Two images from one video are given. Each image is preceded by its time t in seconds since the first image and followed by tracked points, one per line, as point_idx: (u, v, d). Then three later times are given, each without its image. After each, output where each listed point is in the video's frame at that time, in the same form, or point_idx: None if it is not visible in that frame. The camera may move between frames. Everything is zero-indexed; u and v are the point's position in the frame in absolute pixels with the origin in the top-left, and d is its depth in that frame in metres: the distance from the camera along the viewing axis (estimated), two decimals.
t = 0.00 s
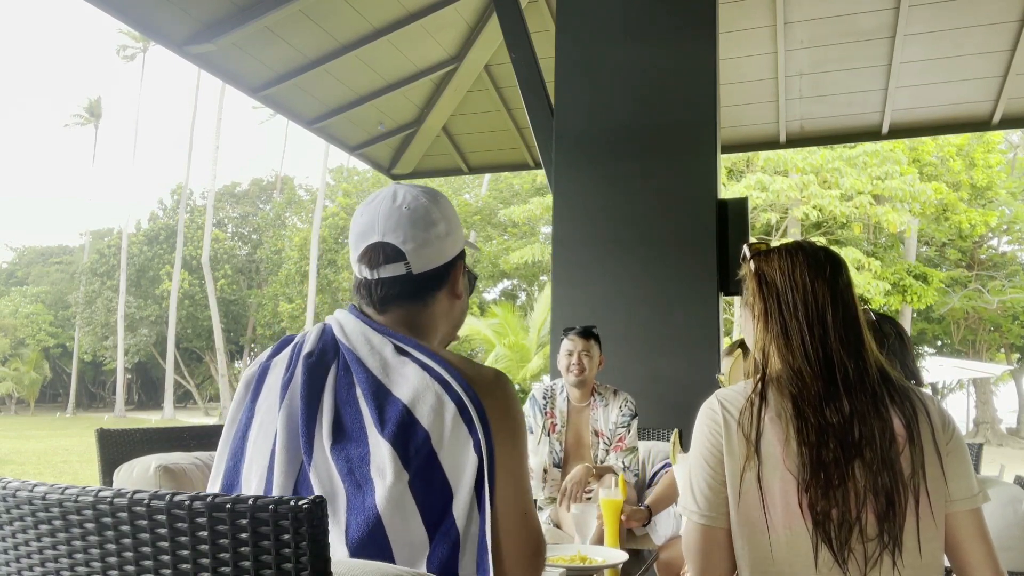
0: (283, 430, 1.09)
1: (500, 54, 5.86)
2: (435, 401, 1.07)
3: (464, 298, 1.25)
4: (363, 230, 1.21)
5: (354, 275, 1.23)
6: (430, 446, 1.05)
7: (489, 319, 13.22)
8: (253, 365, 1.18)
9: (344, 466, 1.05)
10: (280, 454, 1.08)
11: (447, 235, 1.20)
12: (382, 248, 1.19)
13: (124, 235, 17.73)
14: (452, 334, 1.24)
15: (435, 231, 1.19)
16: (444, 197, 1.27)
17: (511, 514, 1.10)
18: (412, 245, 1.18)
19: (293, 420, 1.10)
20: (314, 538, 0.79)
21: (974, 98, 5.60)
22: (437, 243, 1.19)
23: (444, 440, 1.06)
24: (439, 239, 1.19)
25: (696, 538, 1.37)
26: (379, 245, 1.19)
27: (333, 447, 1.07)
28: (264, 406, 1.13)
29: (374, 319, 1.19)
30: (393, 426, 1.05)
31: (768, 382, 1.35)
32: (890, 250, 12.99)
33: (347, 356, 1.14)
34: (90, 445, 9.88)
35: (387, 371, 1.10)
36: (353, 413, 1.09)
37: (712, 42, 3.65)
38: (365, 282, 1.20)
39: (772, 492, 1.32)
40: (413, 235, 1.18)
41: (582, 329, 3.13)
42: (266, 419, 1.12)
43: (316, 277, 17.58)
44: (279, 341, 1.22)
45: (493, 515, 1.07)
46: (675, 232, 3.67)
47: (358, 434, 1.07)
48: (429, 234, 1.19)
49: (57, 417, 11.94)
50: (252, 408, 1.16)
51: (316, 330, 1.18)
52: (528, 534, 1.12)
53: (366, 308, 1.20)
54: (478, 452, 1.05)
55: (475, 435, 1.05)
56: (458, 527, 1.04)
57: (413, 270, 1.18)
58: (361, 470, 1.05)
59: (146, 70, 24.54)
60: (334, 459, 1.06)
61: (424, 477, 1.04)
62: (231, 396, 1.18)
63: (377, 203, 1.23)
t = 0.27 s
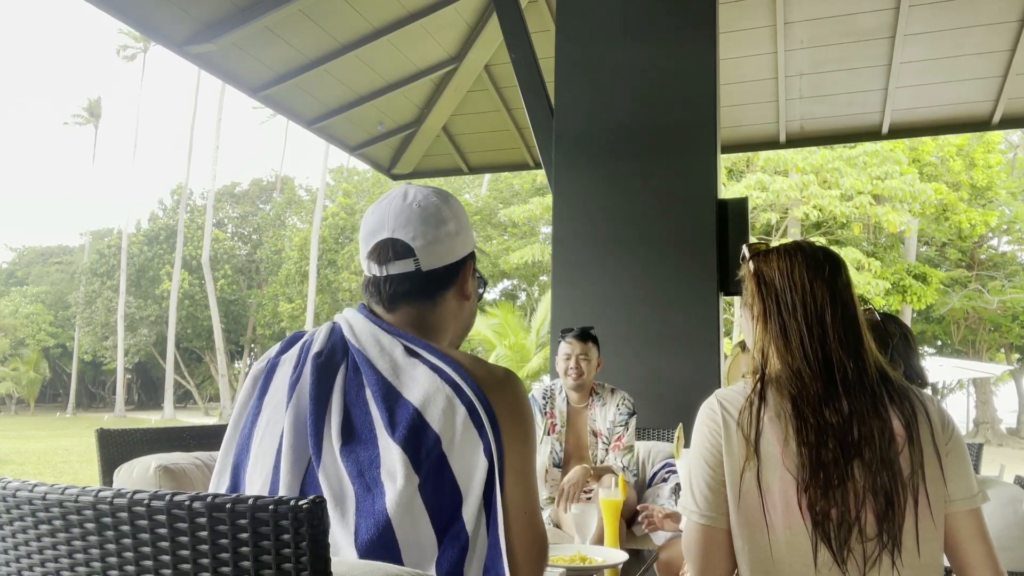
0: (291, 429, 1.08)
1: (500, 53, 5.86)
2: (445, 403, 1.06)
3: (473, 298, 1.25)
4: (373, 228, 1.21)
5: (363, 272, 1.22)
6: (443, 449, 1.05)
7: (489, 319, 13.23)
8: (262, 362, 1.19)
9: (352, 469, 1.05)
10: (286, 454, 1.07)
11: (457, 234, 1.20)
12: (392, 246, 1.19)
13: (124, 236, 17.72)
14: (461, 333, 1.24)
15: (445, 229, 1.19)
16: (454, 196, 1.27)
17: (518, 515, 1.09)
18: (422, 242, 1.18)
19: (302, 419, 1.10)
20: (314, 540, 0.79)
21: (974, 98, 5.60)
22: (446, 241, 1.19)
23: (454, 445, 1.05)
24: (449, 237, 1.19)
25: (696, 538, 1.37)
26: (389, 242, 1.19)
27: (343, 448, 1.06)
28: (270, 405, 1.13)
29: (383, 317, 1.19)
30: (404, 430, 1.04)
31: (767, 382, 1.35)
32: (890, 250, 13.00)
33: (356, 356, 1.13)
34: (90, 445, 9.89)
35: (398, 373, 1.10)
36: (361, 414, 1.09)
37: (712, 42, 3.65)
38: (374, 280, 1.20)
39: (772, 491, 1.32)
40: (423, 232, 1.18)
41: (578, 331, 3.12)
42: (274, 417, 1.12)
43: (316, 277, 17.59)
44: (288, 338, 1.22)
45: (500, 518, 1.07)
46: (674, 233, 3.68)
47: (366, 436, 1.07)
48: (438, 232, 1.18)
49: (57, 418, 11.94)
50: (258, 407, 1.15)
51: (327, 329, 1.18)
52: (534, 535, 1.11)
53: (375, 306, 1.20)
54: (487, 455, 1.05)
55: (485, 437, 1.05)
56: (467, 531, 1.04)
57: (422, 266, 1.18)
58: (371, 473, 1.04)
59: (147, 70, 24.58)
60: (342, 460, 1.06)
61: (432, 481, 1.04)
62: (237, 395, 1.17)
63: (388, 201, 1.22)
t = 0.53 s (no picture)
0: (294, 429, 1.08)
1: (500, 53, 5.86)
2: (448, 405, 1.06)
3: (479, 299, 1.25)
4: (379, 229, 1.21)
5: (370, 273, 1.23)
6: (445, 452, 1.05)
7: (489, 319, 13.24)
8: (265, 362, 1.19)
9: (356, 470, 1.05)
10: (289, 454, 1.07)
11: (464, 236, 1.20)
12: (398, 248, 1.19)
13: (125, 235, 17.72)
14: (466, 335, 1.25)
15: (452, 231, 1.19)
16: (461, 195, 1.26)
17: (519, 516, 1.10)
18: (428, 245, 1.18)
19: (305, 419, 1.10)
20: (313, 540, 0.79)
21: (974, 98, 5.60)
22: (453, 243, 1.19)
23: (457, 447, 1.05)
24: (456, 239, 1.19)
25: (696, 537, 1.37)
26: (396, 244, 1.19)
27: (346, 450, 1.06)
28: (274, 405, 1.13)
29: (388, 319, 1.19)
30: (407, 432, 1.04)
31: (767, 382, 1.35)
32: (890, 250, 13.01)
33: (359, 357, 1.13)
34: (90, 445, 9.89)
35: (401, 375, 1.10)
36: (365, 415, 1.09)
37: (712, 41, 3.65)
38: (380, 282, 1.20)
39: (770, 491, 1.32)
40: (431, 235, 1.18)
41: (578, 332, 3.09)
42: (276, 417, 1.12)
43: (316, 277, 17.61)
44: (291, 338, 1.22)
45: (503, 521, 1.07)
46: (674, 233, 3.68)
47: (369, 437, 1.07)
48: (446, 234, 1.19)
49: (57, 418, 11.94)
50: (262, 407, 1.15)
51: (330, 329, 1.18)
52: (536, 536, 1.12)
53: (381, 308, 1.20)
54: (490, 457, 1.05)
55: (488, 441, 1.05)
56: (469, 534, 1.04)
57: (429, 269, 1.18)
58: (374, 475, 1.04)
59: (147, 70, 24.60)
60: (345, 462, 1.06)
61: (436, 483, 1.04)
62: (240, 395, 1.17)
63: (395, 202, 1.22)
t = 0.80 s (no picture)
0: (294, 428, 1.08)
1: (500, 53, 5.86)
2: (447, 406, 1.06)
3: (480, 300, 1.25)
4: (380, 231, 1.21)
5: (371, 275, 1.23)
6: (443, 454, 1.05)
7: (489, 319, 13.24)
8: (265, 362, 1.19)
9: (354, 473, 1.05)
10: (289, 454, 1.07)
11: (466, 238, 1.21)
12: (400, 250, 1.19)
13: (125, 235, 17.71)
14: (466, 335, 1.25)
15: (454, 233, 1.19)
16: (463, 196, 1.26)
17: (520, 517, 1.09)
18: (429, 248, 1.18)
19: (304, 420, 1.10)
20: (313, 540, 0.79)
21: (974, 98, 5.60)
22: (455, 245, 1.19)
23: (455, 450, 1.05)
24: (458, 241, 1.19)
25: (694, 537, 1.37)
26: (397, 247, 1.19)
27: (344, 451, 1.06)
28: (274, 405, 1.14)
29: (387, 320, 1.19)
30: (404, 434, 1.04)
31: (765, 381, 1.35)
32: (890, 250, 13.01)
33: (359, 358, 1.14)
34: (90, 445, 9.89)
35: (400, 375, 1.10)
36: (364, 417, 1.09)
37: (712, 42, 3.65)
38: (381, 283, 1.20)
39: (769, 490, 1.32)
40: (432, 238, 1.18)
41: (580, 334, 3.09)
42: (276, 418, 1.12)
43: (316, 277, 17.61)
44: (290, 338, 1.22)
45: (501, 525, 1.07)
46: (674, 234, 3.68)
47: (367, 439, 1.07)
48: (447, 236, 1.19)
49: (57, 417, 11.95)
50: (262, 407, 1.16)
51: (329, 330, 1.18)
52: (537, 538, 1.11)
53: (382, 310, 1.20)
54: (489, 458, 1.05)
55: (486, 444, 1.05)
56: (468, 536, 1.04)
57: (430, 272, 1.18)
58: (373, 477, 1.04)
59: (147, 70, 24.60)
60: (343, 463, 1.06)
61: (434, 487, 1.04)
62: (240, 395, 1.18)
63: (396, 202, 1.22)
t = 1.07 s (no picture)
0: (293, 429, 1.08)
1: (500, 53, 5.87)
2: (445, 407, 1.06)
3: (478, 301, 1.26)
4: (378, 234, 1.22)
5: (369, 277, 1.23)
6: (441, 456, 1.05)
7: (489, 319, 13.25)
8: (265, 361, 1.19)
9: (352, 473, 1.05)
10: (288, 453, 1.07)
11: (463, 239, 1.21)
12: (398, 254, 1.19)
13: (125, 235, 17.71)
14: (465, 336, 1.25)
15: (451, 235, 1.20)
16: (459, 197, 1.26)
17: (518, 517, 1.09)
18: (427, 251, 1.18)
19: (303, 420, 1.10)
20: (313, 540, 0.79)
21: (974, 98, 5.60)
22: (452, 247, 1.20)
23: (452, 451, 1.05)
24: (455, 243, 1.20)
25: (693, 537, 1.37)
26: (395, 251, 1.19)
27: (343, 453, 1.06)
28: (274, 405, 1.14)
29: (386, 321, 1.19)
30: (402, 436, 1.04)
31: (763, 382, 1.35)
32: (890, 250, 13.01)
33: (357, 358, 1.14)
34: (90, 445, 9.88)
35: (398, 376, 1.10)
36: (362, 417, 1.09)
37: (712, 42, 3.65)
38: (379, 285, 1.20)
39: (768, 490, 1.32)
40: (429, 240, 1.18)
41: (583, 334, 3.09)
42: (275, 419, 1.12)
43: (316, 277, 17.62)
44: (290, 338, 1.22)
45: (499, 526, 1.07)
46: (674, 234, 3.68)
47: (366, 440, 1.07)
48: (445, 238, 1.19)
49: (57, 417, 11.94)
50: (261, 407, 1.16)
51: (328, 331, 1.18)
52: (536, 538, 1.11)
53: (380, 311, 1.20)
54: (488, 459, 1.05)
55: (483, 445, 1.05)
56: (467, 538, 1.04)
57: (428, 275, 1.18)
58: (370, 478, 1.04)
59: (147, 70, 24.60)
60: (341, 465, 1.05)
61: (432, 488, 1.04)
62: (240, 396, 1.18)
63: (392, 204, 1.22)
